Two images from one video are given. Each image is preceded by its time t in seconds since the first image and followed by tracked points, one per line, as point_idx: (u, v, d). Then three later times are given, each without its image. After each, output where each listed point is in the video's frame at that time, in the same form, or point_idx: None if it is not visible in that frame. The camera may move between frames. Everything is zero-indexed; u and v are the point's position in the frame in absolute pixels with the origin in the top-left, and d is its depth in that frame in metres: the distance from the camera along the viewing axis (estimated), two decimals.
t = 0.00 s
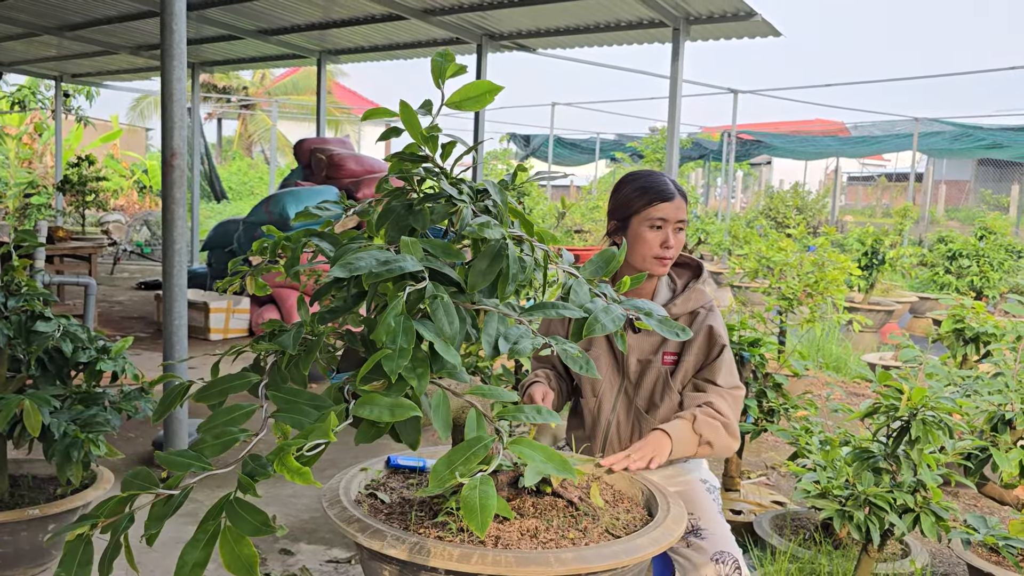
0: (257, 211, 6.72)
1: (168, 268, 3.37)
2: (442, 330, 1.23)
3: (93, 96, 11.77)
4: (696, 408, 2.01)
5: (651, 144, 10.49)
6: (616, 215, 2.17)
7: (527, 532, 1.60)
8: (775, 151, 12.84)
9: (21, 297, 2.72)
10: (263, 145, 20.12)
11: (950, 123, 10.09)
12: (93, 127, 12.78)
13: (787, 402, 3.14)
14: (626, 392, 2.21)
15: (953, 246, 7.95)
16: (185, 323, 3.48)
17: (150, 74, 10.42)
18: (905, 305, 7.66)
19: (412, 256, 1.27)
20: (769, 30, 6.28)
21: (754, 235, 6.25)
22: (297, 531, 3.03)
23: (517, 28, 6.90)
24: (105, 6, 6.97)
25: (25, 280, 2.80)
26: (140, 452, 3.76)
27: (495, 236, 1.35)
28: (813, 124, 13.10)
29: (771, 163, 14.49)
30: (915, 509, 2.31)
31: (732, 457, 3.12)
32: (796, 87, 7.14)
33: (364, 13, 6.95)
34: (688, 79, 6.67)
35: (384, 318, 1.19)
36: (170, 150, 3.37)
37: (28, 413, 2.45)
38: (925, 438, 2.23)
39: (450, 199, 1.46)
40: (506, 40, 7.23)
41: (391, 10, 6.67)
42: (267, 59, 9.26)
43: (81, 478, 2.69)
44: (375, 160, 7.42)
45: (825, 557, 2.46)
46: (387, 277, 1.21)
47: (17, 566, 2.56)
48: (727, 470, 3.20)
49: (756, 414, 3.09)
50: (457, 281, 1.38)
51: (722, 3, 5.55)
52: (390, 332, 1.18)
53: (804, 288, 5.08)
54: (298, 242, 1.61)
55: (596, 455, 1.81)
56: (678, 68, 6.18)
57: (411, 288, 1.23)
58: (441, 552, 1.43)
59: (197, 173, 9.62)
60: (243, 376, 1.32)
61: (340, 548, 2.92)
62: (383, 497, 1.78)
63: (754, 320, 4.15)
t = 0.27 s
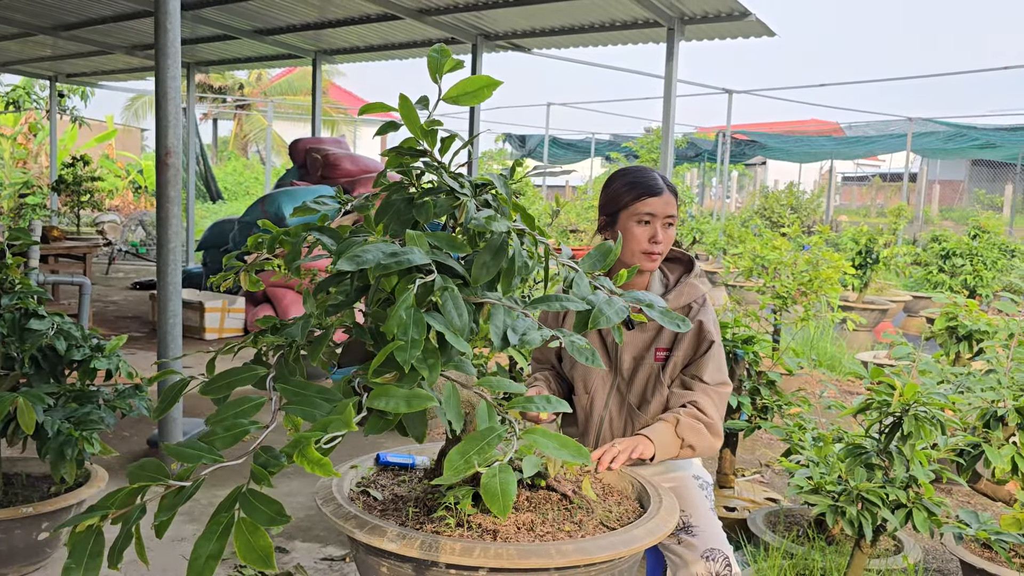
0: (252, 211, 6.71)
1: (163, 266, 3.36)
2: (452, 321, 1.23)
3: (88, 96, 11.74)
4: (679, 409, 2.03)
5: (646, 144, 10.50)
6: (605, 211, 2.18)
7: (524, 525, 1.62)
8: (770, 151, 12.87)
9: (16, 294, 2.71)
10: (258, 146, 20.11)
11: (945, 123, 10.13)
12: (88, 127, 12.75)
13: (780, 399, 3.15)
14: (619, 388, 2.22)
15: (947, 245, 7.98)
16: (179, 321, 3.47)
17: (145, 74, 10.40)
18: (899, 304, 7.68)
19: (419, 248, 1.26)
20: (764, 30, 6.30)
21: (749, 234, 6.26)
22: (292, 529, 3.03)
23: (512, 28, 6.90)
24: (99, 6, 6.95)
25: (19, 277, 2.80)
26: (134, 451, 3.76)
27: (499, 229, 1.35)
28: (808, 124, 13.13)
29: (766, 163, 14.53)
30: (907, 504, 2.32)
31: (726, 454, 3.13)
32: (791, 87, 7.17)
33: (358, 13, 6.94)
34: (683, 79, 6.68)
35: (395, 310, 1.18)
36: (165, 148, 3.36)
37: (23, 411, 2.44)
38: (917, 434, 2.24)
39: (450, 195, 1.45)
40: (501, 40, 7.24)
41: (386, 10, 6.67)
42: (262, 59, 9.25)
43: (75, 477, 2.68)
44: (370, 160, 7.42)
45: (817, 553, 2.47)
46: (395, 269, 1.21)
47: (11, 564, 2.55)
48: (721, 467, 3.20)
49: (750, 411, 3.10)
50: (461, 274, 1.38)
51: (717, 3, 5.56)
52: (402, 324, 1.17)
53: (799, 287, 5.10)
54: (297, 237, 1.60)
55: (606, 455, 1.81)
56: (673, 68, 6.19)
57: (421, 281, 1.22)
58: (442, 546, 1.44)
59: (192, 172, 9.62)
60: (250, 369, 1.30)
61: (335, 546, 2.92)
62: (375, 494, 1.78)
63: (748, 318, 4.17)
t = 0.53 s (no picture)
0: (247, 212, 6.72)
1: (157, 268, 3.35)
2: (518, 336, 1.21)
3: (82, 96, 11.72)
4: (654, 411, 2.06)
5: (642, 145, 10.51)
6: (600, 212, 2.18)
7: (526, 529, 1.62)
8: (765, 152, 12.90)
9: (9, 298, 2.71)
10: (254, 146, 20.09)
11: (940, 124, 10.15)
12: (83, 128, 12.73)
13: (774, 401, 3.15)
14: (613, 392, 2.22)
15: (941, 246, 8.00)
16: (173, 324, 3.45)
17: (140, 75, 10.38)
18: (894, 304, 7.71)
19: (474, 260, 1.21)
20: (759, 31, 6.32)
21: (744, 236, 6.27)
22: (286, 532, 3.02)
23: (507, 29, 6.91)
24: (94, 6, 6.93)
25: (12, 280, 2.79)
26: (128, 454, 3.75)
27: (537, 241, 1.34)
28: (804, 125, 13.16)
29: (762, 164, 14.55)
30: (900, 506, 2.33)
31: (720, 456, 3.13)
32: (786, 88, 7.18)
33: (354, 14, 6.94)
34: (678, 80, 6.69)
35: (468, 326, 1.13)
36: (159, 150, 3.35)
37: (16, 414, 2.44)
38: (910, 436, 2.25)
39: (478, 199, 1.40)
40: (496, 41, 7.24)
41: (381, 11, 6.66)
42: (257, 60, 9.24)
43: (69, 480, 2.68)
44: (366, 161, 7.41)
45: (811, 555, 2.48)
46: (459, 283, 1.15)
47: (3, 568, 2.55)
48: (715, 469, 3.21)
49: (743, 413, 3.11)
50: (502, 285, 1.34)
51: (711, 5, 5.58)
52: (480, 340, 1.13)
53: (793, 288, 5.12)
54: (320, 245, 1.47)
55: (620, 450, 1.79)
56: (668, 69, 6.21)
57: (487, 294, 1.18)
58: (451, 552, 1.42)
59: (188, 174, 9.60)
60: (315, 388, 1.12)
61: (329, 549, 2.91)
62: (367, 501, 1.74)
63: (744, 319, 4.17)
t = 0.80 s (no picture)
0: (240, 212, 6.71)
1: (149, 268, 3.33)
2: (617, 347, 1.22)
3: (76, 96, 11.68)
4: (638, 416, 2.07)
5: (636, 145, 10.51)
6: (593, 212, 2.19)
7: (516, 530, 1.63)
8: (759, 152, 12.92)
9: None
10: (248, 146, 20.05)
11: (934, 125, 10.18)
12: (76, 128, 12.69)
13: (766, 401, 3.15)
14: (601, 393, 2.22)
15: (934, 245, 8.02)
16: (166, 325, 3.43)
17: (134, 75, 10.35)
18: (888, 305, 7.72)
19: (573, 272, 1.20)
20: (752, 32, 6.33)
21: (737, 235, 6.27)
22: (278, 533, 3.01)
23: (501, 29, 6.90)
24: (87, 6, 6.91)
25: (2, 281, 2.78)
26: (120, 455, 3.74)
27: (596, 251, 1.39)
28: (798, 125, 13.17)
29: (756, 164, 14.58)
30: (891, 506, 2.33)
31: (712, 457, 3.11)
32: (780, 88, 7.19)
33: (348, 14, 6.93)
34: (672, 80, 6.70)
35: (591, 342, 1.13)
36: (151, 151, 3.34)
37: (6, 415, 2.43)
38: (900, 436, 2.25)
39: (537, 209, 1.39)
40: (490, 41, 7.24)
41: (375, 11, 6.66)
42: (251, 60, 9.22)
43: (60, 481, 2.66)
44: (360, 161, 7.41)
45: (802, 556, 2.47)
46: (572, 297, 1.15)
47: None
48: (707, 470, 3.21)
49: (736, 414, 3.11)
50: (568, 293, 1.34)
51: (704, 5, 5.59)
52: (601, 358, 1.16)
53: (786, 288, 5.13)
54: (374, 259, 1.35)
55: (608, 443, 1.70)
56: (662, 70, 6.21)
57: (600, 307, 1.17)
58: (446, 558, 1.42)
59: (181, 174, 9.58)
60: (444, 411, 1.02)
61: (321, 550, 2.90)
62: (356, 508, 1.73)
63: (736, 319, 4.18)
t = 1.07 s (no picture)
0: (231, 213, 6.67)
1: (137, 268, 3.32)
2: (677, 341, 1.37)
3: (67, 97, 11.63)
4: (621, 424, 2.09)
5: (628, 145, 10.52)
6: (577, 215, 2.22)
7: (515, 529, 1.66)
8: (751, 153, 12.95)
9: None
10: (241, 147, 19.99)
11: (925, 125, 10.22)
12: (67, 128, 12.63)
13: (755, 402, 3.15)
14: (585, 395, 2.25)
15: (925, 246, 8.04)
16: (154, 326, 3.41)
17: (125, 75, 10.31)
18: (879, 305, 7.75)
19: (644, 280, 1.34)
20: (743, 32, 6.34)
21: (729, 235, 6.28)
22: (267, 535, 3.00)
23: (493, 29, 6.91)
24: (77, 6, 6.88)
25: None
26: (108, 457, 3.72)
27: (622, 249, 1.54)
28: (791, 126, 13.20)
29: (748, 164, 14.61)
30: (878, 507, 2.33)
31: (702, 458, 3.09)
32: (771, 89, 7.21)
33: (339, 14, 6.92)
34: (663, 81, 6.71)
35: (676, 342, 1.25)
36: (139, 151, 3.33)
37: None
38: (886, 437, 2.26)
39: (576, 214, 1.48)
40: (482, 42, 7.25)
41: (367, 11, 6.65)
42: (243, 60, 9.20)
43: (46, 484, 2.64)
44: (351, 161, 7.40)
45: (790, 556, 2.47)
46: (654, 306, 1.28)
47: None
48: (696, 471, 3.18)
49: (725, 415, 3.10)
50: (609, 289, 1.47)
51: (695, 6, 5.60)
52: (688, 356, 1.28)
53: (777, 289, 5.14)
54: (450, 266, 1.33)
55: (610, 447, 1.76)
56: (653, 70, 6.23)
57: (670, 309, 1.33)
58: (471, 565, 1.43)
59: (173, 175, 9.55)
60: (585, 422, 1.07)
61: (310, 552, 2.89)
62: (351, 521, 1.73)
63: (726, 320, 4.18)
